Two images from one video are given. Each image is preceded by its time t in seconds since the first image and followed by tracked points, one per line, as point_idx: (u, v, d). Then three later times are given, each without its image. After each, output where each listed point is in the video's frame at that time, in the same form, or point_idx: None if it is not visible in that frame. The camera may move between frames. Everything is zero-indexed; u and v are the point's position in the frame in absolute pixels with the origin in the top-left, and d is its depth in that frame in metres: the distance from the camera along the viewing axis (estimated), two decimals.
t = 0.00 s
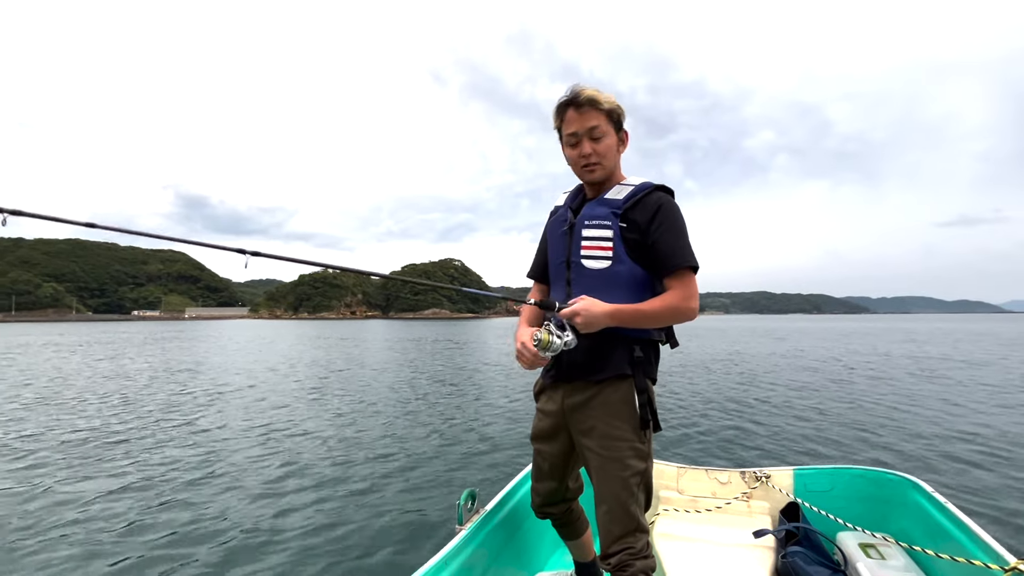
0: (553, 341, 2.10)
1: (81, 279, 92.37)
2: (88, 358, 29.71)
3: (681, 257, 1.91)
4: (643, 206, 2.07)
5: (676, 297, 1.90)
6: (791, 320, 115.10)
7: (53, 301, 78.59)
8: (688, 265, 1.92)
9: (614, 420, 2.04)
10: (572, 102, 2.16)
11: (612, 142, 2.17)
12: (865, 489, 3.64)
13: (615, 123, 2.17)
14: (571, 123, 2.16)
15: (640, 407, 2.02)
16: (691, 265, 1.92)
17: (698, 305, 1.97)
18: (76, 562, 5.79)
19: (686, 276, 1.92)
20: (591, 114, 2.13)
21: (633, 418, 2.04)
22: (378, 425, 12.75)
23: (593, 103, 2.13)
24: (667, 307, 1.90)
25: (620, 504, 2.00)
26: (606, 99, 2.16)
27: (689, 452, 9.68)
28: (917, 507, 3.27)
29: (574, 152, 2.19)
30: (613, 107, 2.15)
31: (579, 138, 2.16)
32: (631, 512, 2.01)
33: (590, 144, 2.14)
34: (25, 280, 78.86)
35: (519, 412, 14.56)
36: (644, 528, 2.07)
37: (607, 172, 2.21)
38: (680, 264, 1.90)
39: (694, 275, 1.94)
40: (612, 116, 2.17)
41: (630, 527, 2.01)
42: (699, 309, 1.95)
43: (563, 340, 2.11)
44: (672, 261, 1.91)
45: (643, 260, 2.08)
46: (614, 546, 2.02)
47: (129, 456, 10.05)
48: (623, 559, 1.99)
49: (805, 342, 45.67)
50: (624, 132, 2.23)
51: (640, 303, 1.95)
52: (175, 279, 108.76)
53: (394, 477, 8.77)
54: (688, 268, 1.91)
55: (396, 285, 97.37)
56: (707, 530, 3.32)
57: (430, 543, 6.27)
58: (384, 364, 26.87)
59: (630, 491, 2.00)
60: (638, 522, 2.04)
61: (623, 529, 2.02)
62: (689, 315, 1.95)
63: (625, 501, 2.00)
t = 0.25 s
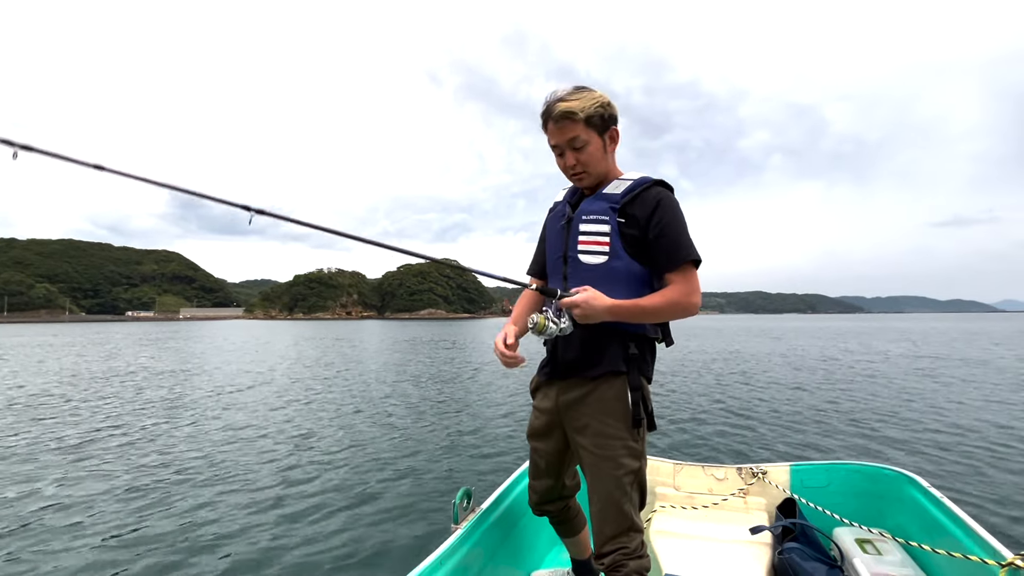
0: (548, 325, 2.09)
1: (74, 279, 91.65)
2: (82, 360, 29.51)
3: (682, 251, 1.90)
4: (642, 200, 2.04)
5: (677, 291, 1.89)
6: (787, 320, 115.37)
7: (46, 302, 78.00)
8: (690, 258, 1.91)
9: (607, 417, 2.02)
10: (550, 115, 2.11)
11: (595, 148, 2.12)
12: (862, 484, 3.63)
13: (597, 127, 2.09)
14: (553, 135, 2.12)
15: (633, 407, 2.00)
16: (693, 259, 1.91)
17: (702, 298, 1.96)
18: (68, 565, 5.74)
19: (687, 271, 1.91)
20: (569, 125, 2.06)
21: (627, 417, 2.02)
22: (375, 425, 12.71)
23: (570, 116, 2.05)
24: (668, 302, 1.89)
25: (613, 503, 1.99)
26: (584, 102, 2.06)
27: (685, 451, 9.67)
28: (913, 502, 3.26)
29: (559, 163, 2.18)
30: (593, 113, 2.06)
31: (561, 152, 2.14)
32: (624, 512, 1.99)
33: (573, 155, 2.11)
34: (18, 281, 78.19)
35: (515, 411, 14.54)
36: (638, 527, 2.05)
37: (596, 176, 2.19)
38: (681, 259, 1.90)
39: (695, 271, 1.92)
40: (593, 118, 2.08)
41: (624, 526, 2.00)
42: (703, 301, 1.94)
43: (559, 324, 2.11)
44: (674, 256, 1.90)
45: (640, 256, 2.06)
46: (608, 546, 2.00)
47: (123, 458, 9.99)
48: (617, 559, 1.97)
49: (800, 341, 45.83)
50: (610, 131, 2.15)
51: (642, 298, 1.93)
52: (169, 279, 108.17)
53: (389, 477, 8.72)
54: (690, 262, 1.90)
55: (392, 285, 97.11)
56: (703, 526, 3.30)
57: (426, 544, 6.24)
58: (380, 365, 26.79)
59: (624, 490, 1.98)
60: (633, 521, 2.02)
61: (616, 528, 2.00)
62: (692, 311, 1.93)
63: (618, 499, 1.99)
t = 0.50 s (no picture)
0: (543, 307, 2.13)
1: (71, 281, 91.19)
2: (79, 361, 29.45)
3: (678, 245, 1.91)
4: (637, 193, 2.05)
5: (676, 284, 1.90)
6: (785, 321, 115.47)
7: (42, 304, 77.60)
8: (686, 252, 1.92)
9: (605, 413, 2.03)
10: (544, 107, 2.11)
11: (590, 141, 2.12)
12: (862, 478, 3.65)
13: (591, 120, 2.10)
14: (546, 128, 2.13)
15: (631, 401, 2.00)
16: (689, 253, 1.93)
17: (699, 292, 1.97)
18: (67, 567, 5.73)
19: (685, 264, 1.92)
20: (563, 119, 2.07)
21: (625, 412, 2.02)
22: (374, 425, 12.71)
23: (564, 109, 2.06)
24: (666, 295, 1.90)
25: (613, 499, 2.00)
26: (578, 97, 2.06)
27: (685, 450, 9.67)
28: (913, 495, 3.28)
29: (552, 156, 2.20)
30: (587, 106, 2.06)
31: (554, 145, 2.16)
32: (624, 507, 2.00)
33: (567, 148, 2.13)
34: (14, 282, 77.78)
35: (514, 411, 14.55)
36: (639, 522, 2.06)
37: (589, 170, 2.20)
38: (678, 253, 1.91)
39: (693, 264, 1.93)
40: (587, 113, 2.09)
41: (624, 521, 2.00)
42: (700, 295, 1.95)
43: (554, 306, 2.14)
44: (670, 249, 1.92)
45: (636, 250, 2.07)
46: (609, 541, 2.01)
47: (122, 459, 9.98)
48: (618, 554, 1.98)
49: (798, 340, 45.95)
50: (605, 125, 2.16)
51: (638, 292, 1.94)
52: (167, 281, 107.80)
53: (387, 478, 8.71)
54: (686, 256, 1.92)
55: (390, 286, 96.96)
56: (704, 521, 3.31)
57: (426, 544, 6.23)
58: (379, 366, 26.74)
59: (623, 486, 1.99)
60: (633, 516, 2.03)
61: (617, 524, 2.01)
62: (689, 304, 1.94)
63: (618, 495, 2.00)
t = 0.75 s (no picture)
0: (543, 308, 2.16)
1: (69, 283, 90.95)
2: (78, 364, 29.38)
3: (677, 244, 1.91)
4: (634, 192, 2.06)
5: (675, 283, 1.89)
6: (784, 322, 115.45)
7: (40, 307, 77.37)
8: (685, 252, 1.91)
9: (607, 414, 2.03)
10: (567, 86, 2.17)
11: (605, 127, 2.21)
12: (862, 478, 3.65)
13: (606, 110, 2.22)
14: (568, 106, 2.15)
15: (633, 403, 2.00)
16: (688, 253, 1.92)
17: (699, 291, 1.96)
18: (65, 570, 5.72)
19: (684, 263, 1.91)
20: (587, 97, 2.14)
21: (626, 414, 2.02)
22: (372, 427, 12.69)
23: (588, 87, 2.16)
24: (665, 294, 1.89)
25: (615, 500, 2.00)
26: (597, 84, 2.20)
27: (685, 451, 9.67)
28: (913, 495, 3.28)
29: (570, 135, 2.18)
30: (606, 92, 2.20)
31: (578, 121, 2.15)
32: (627, 508, 2.00)
33: (588, 127, 2.15)
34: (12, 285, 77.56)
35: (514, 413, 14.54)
36: (642, 524, 2.05)
37: (602, 159, 2.22)
38: (677, 253, 1.90)
39: (692, 263, 1.93)
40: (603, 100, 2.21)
41: (627, 524, 2.00)
42: (700, 294, 1.94)
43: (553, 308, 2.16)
44: (670, 248, 1.91)
45: (635, 250, 2.07)
46: (612, 543, 2.01)
47: (121, 462, 9.96)
48: (621, 555, 1.98)
49: (797, 341, 45.94)
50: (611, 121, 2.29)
51: (636, 293, 1.94)
52: (165, 283, 107.60)
53: (386, 480, 8.69)
54: (685, 256, 1.91)
55: (389, 287, 96.88)
56: (705, 521, 3.31)
57: (426, 546, 6.22)
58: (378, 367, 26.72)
59: (626, 487, 1.99)
60: (636, 518, 2.03)
61: (619, 525, 2.01)
62: (689, 305, 1.94)
63: (621, 496, 2.00)
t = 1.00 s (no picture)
0: (546, 327, 2.12)
1: (70, 287, 91.04)
2: (79, 368, 29.51)
3: (682, 256, 1.90)
4: (638, 202, 2.05)
5: (679, 296, 1.89)
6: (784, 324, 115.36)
7: (40, 310, 77.41)
8: (690, 265, 1.91)
9: (609, 425, 2.03)
10: (574, 92, 2.18)
11: (612, 134, 2.20)
12: (861, 486, 3.65)
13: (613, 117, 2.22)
14: (574, 113, 2.16)
15: (635, 414, 2.00)
16: (694, 265, 1.91)
17: (704, 304, 1.96)
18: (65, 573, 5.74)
19: (689, 276, 1.91)
20: (594, 103, 2.15)
21: (629, 424, 2.01)
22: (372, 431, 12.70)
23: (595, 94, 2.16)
24: (668, 307, 1.89)
25: (616, 511, 2.00)
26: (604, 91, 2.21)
27: (685, 455, 9.65)
28: (913, 503, 3.28)
29: (576, 142, 2.17)
30: (613, 100, 2.20)
31: (584, 127, 2.14)
32: (628, 520, 2.00)
33: (595, 134, 2.14)
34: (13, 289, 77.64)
35: (513, 417, 14.54)
36: (643, 535, 2.05)
37: (609, 166, 2.21)
38: (682, 266, 1.90)
39: (697, 275, 1.92)
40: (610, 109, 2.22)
41: (627, 535, 2.00)
42: (704, 307, 1.94)
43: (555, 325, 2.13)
44: (675, 262, 1.91)
45: (639, 260, 2.07)
46: (612, 554, 2.01)
47: (122, 465, 9.98)
48: (621, 567, 1.97)
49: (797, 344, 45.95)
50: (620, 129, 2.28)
51: (639, 305, 1.94)
52: (166, 287, 107.67)
53: (385, 484, 8.68)
54: (690, 269, 1.90)
55: (389, 291, 96.92)
56: (705, 529, 3.31)
57: (425, 550, 6.21)
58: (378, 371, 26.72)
59: (627, 498, 1.99)
60: (637, 531, 2.02)
61: (620, 537, 2.00)
62: (694, 318, 1.94)
63: (622, 507, 1.99)
